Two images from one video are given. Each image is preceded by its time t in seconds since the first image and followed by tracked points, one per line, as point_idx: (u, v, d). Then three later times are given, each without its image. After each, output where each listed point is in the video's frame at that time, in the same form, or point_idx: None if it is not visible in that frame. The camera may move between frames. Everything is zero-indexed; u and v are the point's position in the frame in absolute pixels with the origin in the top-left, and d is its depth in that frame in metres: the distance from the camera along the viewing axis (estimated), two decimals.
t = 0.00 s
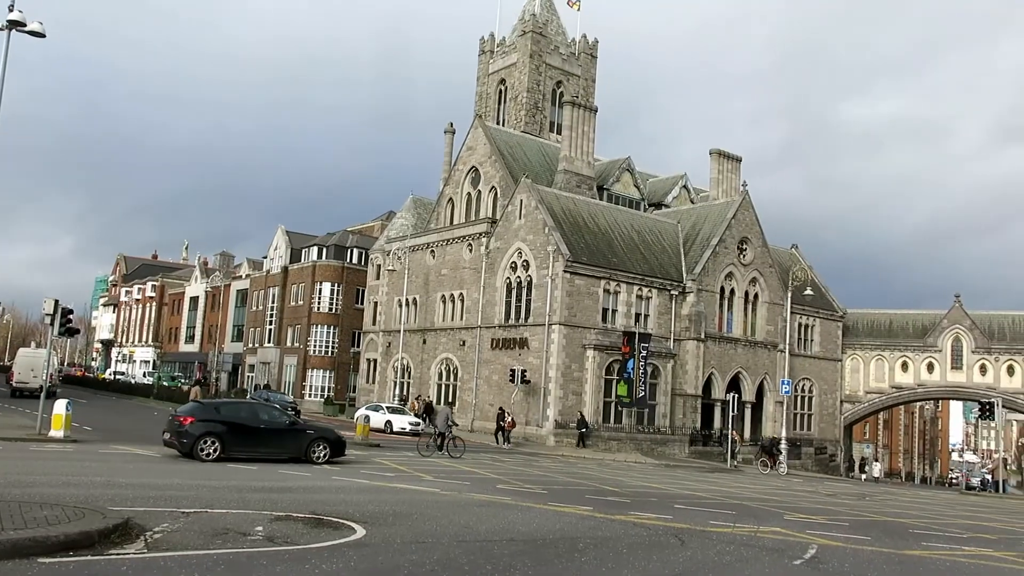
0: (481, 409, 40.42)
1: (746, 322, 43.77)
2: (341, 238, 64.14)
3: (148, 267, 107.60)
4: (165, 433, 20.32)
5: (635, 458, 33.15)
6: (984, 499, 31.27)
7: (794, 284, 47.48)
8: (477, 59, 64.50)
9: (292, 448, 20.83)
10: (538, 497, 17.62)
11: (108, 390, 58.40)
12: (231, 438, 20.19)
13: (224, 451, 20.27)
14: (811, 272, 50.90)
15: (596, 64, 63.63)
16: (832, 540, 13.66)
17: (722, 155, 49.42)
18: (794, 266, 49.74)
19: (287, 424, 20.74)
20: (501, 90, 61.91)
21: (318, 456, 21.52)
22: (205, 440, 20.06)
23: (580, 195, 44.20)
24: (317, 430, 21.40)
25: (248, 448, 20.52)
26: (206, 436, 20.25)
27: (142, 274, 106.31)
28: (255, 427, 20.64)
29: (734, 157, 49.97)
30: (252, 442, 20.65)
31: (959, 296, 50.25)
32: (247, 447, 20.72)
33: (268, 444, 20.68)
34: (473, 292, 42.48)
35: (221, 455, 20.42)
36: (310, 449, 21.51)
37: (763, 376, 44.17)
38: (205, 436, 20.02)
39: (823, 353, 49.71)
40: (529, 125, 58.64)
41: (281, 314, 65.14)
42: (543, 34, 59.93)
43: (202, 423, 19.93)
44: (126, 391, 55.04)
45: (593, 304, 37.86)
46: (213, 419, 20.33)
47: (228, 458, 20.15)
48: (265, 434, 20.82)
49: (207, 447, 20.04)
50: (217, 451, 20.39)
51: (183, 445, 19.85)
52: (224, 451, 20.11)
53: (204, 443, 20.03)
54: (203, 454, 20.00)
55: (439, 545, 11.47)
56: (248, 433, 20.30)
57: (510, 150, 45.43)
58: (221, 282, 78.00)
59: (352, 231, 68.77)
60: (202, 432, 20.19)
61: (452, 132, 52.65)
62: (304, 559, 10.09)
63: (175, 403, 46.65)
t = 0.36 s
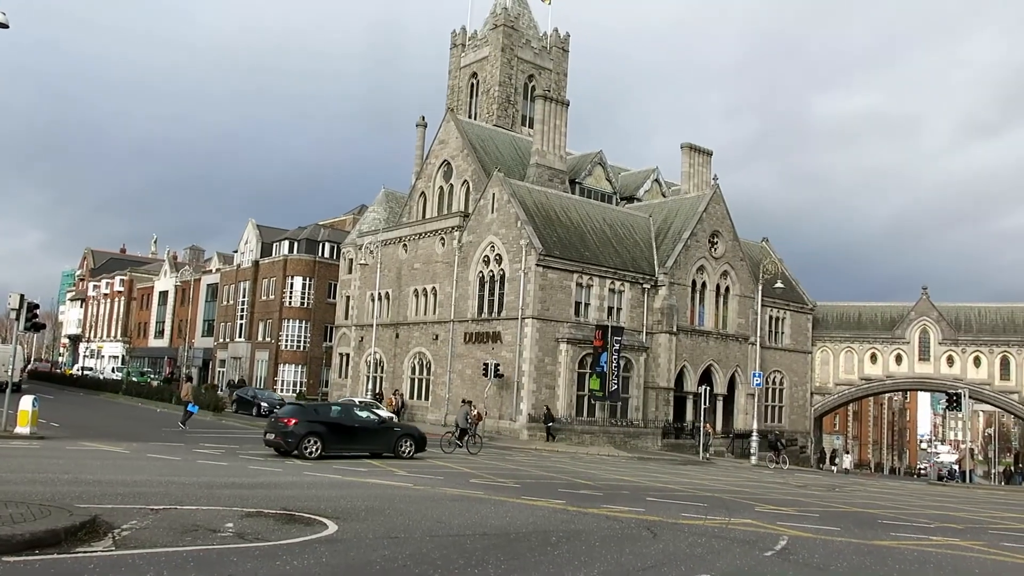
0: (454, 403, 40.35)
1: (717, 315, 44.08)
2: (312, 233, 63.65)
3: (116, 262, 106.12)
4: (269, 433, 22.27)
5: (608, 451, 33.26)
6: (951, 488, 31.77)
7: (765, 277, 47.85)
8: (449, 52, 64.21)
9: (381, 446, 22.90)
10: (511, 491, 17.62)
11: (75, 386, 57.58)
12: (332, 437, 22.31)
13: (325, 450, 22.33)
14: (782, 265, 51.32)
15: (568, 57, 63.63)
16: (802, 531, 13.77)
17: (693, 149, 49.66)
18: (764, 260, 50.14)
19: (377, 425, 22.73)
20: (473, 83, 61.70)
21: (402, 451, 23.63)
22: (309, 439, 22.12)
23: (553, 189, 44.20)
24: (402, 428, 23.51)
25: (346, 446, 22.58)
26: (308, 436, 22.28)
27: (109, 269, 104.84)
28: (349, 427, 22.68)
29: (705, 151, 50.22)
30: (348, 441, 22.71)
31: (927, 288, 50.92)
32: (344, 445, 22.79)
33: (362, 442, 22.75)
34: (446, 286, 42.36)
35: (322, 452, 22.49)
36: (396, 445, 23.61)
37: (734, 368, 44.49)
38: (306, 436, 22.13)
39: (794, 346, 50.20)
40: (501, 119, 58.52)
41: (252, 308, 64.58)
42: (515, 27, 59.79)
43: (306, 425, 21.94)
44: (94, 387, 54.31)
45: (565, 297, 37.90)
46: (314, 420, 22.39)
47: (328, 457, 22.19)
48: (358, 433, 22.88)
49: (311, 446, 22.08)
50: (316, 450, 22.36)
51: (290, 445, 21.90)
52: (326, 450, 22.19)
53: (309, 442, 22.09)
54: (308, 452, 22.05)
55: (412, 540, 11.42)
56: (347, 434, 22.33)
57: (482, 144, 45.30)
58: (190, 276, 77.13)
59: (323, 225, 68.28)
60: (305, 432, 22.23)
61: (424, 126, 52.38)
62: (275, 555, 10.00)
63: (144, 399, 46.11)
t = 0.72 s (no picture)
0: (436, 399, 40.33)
1: (698, 311, 44.29)
2: (293, 229, 63.32)
3: (94, 258, 105.04)
4: (361, 429, 24.42)
5: (589, 447, 33.36)
6: (928, 483, 32.17)
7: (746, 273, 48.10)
8: (431, 48, 64.01)
9: (459, 444, 25.04)
10: (494, 487, 17.63)
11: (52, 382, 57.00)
12: (418, 436, 24.46)
13: (411, 446, 24.48)
14: (762, 262, 51.62)
15: (550, 53, 63.64)
16: (782, 525, 13.88)
17: (675, 145, 49.82)
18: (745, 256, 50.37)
19: (457, 425, 24.72)
20: (455, 79, 61.56)
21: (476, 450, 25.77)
22: (398, 437, 24.27)
23: (535, 185, 44.21)
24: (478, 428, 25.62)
25: (429, 443, 24.70)
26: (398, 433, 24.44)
27: (87, 265, 103.75)
28: (433, 426, 24.76)
29: (687, 148, 50.41)
30: (431, 438, 24.88)
31: (905, 284, 51.41)
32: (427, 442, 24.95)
33: (443, 440, 24.84)
34: (428, 282, 42.28)
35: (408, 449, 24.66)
36: (471, 443, 25.73)
37: (715, 364, 44.72)
38: (397, 437, 24.17)
39: (774, 342, 50.53)
40: (484, 115, 58.45)
41: (232, 304, 64.19)
42: (497, 23, 59.69)
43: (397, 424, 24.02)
44: (71, 384, 53.79)
45: (548, 293, 37.93)
46: (404, 420, 24.47)
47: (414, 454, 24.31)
48: (440, 432, 25.04)
49: (399, 444, 24.25)
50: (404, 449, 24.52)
51: (382, 442, 24.04)
52: (413, 447, 24.34)
53: (398, 440, 24.27)
54: (397, 449, 24.22)
55: (393, 537, 11.40)
56: (432, 433, 24.42)
57: (465, 140, 45.22)
58: (171, 272, 76.51)
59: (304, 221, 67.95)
60: (394, 430, 24.36)
61: (406, 121, 52.17)
62: (256, 552, 9.95)
63: (121, 396, 45.72)
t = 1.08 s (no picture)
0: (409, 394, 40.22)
1: (671, 304, 44.53)
2: (265, 223, 62.78)
3: (61, 252, 103.45)
4: (445, 428, 25.61)
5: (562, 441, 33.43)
6: (896, 474, 32.60)
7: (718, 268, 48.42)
8: (404, 41, 63.66)
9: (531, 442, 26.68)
10: (467, 481, 17.62)
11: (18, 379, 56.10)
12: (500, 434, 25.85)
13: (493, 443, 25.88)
14: (734, 256, 52.01)
15: (524, 48, 63.57)
16: (752, 516, 14.00)
17: (648, 140, 50.02)
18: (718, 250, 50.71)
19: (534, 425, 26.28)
20: (428, 72, 61.30)
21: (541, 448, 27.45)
22: (483, 435, 25.58)
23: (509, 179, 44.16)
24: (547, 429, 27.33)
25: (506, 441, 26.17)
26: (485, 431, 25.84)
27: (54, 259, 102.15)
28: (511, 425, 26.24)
29: (660, 142, 50.62)
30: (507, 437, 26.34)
31: (874, 278, 52.07)
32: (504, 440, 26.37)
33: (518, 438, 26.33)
34: (401, 276, 42.13)
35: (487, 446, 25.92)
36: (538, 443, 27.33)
37: (687, 358, 45.01)
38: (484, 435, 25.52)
39: (745, 335, 50.95)
40: (457, 109, 58.29)
41: (203, 299, 63.54)
42: (470, 17, 59.51)
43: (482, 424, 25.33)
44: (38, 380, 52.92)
45: (521, 288, 37.94)
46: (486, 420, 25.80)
47: (493, 452, 25.49)
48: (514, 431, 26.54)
49: (483, 441, 25.57)
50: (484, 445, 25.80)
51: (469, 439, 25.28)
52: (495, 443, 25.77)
53: (483, 437, 25.58)
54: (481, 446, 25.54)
55: (366, 532, 11.34)
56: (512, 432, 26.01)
57: (438, 134, 45.03)
58: (140, 267, 75.55)
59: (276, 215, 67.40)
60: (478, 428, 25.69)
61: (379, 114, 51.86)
62: (226, 549, 9.85)
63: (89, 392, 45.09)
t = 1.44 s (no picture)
0: (385, 393, 40.09)
1: (647, 304, 44.72)
2: (240, 220, 62.29)
3: (31, 249, 102.02)
4: (509, 432, 27.70)
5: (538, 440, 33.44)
6: (869, 471, 32.96)
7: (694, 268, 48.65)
8: (381, 39, 63.39)
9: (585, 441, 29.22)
10: (443, 480, 17.58)
11: None
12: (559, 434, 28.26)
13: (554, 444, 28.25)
14: (710, 256, 52.31)
15: (501, 47, 63.55)
16: (727, 515, 14.07)
17: (625, 140, 50.19)
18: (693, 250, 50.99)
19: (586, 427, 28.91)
20: (405, 70, 61.09)
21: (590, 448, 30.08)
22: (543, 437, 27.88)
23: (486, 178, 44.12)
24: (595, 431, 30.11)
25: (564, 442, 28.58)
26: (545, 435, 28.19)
27: (24, 256, 100.65)
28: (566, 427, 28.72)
29: (636, 142, 50.82)
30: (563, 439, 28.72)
31: (848, 279, 52.63)
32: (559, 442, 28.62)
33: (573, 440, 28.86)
34: (378, 275, 41.97)
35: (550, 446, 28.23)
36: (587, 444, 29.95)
37: (663, 357, 45.20)
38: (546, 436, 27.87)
39: (721, 335, 51.25)
40: (434, 107, 58.18)
41: (176, 297, 62.93)
42: (448, 15, 59.39)
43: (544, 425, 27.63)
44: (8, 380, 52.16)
45: (498, 287, 37.92)
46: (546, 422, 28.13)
47: (467, 451, 25.58)
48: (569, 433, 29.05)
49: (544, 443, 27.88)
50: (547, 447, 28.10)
51: (533, 440, 27.53)
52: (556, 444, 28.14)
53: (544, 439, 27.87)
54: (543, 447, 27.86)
55: (341, 531, 11.28)
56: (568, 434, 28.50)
57: (415, 133, 44.91)
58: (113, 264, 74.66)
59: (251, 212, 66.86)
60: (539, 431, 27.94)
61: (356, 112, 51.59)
62: (199, 549, 9.76)
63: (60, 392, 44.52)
